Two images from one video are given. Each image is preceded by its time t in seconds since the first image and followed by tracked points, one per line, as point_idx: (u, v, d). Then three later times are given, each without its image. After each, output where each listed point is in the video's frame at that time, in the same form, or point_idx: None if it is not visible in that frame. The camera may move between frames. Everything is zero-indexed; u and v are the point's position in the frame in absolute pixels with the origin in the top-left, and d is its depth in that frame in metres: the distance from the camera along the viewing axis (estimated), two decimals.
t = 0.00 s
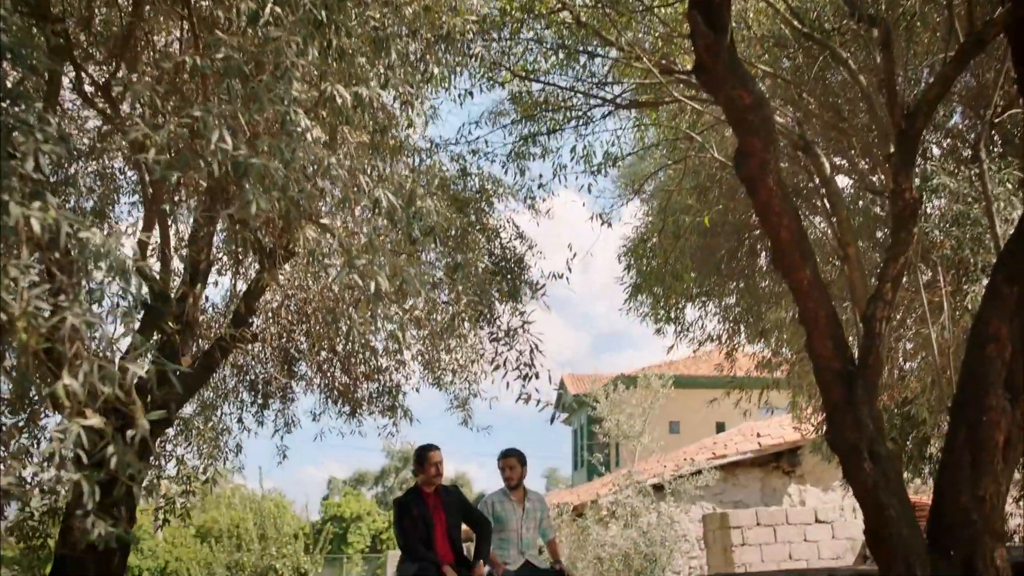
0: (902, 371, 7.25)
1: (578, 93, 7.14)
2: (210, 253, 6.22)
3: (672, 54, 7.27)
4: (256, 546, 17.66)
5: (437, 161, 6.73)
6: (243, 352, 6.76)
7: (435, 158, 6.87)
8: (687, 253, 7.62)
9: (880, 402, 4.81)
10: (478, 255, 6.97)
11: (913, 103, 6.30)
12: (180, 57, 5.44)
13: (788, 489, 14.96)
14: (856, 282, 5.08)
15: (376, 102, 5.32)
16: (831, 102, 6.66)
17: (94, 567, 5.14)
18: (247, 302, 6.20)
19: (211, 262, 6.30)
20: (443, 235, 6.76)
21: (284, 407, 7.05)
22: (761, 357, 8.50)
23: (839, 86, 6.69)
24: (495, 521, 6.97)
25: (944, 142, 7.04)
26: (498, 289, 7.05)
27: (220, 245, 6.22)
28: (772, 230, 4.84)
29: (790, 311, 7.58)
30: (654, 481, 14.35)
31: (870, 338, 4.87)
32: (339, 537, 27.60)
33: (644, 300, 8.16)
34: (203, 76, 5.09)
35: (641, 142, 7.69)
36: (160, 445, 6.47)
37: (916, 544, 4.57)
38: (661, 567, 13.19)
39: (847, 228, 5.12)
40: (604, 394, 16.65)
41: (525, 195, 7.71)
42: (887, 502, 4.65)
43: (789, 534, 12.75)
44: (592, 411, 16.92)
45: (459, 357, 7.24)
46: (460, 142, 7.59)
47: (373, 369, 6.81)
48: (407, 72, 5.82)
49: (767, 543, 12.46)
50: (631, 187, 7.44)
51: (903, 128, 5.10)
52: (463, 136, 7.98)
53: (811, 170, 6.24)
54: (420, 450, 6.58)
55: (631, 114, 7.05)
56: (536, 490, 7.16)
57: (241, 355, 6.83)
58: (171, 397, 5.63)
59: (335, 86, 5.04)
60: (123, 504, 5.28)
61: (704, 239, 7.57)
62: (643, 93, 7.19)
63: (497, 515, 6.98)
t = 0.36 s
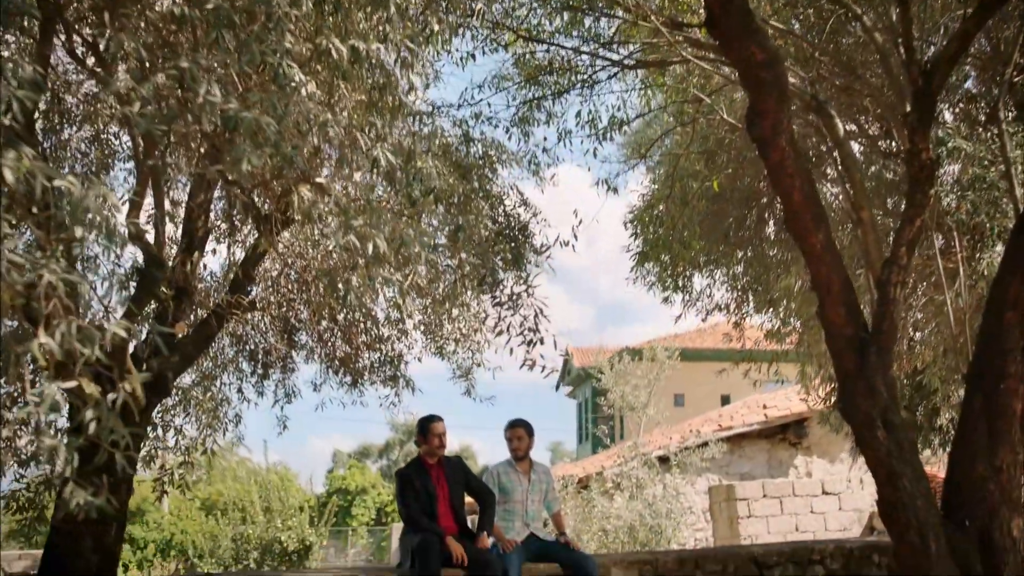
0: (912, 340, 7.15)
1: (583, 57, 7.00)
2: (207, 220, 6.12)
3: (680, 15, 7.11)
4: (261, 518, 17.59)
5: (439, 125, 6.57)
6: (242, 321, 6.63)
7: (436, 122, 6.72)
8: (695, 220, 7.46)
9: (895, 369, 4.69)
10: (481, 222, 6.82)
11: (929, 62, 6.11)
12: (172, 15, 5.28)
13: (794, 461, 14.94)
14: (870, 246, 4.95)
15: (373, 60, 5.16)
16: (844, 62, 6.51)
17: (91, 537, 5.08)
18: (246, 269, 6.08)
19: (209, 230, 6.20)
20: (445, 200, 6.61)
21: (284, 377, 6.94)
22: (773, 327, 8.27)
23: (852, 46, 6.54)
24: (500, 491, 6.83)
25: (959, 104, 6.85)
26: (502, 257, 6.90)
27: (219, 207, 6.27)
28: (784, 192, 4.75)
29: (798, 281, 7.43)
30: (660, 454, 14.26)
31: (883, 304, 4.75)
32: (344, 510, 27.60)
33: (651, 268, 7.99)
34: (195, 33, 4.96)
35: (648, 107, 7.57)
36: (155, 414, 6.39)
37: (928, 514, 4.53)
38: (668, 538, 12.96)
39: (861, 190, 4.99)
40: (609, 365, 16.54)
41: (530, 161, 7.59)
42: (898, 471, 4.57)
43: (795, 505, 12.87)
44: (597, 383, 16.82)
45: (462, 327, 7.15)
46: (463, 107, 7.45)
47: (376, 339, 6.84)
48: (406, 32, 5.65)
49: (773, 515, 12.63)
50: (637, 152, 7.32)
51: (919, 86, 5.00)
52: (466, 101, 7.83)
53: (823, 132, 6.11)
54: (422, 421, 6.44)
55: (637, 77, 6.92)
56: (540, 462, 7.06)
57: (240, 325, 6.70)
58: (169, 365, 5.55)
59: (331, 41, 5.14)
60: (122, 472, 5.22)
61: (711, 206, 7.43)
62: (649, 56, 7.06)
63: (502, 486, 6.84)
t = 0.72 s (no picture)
0: (925, 311, 7.05)
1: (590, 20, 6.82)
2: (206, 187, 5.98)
3: None
4: (268, 493, 17.57)
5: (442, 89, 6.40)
6: (242, 292, 6.50)
7: (439, 86, 6.54)
8: (704, 188, 7.28)
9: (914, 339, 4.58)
10: (487, 189, 6.66)
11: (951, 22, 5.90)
12: None
13: (803, 435, 14.88)
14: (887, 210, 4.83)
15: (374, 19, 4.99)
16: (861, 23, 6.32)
17: (90, 509, 5.01)
18: (244, 237, 5.92)
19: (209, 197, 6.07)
20: (450, 167, 6.46)
21: (286, 348, 6.83)
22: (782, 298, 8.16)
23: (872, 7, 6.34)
24: (507, 464, 6.74)
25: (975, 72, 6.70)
26: (508, 226, 6.75)
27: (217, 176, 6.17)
28: (798, 153, 4.61)
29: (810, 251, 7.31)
30: (668, 427, 14.15)
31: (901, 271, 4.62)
32: (351, 484, 27.61)
33: (659, 237, 7.85)
34: None
35: (656, 72, 7.38)
36: (153, 385, 6.27)
37: (946, 487, 4.50)
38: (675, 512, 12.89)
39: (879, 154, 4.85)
40: (616, 338, 16.39)
41: (536, 128, 7.43)
42: (914, 441, 4.49)
43: (804, 480, 12.82)
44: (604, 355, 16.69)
45: (467, 298, 7.02)
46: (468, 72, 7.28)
47: (378, 309, 6.76)
48: None
49: (782, 489, 12.65)
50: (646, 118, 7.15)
51: (942, 45, 4.82)
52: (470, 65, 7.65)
53: (839, 95, 5.95)
54: (427, 393, 6.34)
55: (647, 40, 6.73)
56: (548, 435, 6.95)
57: (241, 296, 6.57)
58: (168, 336, 5.45)
59: None
60: (121, 445, 5.13)
61: (722, 173, 7.26)
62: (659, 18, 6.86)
63: (509, 459, 6.75)
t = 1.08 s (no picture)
0: (940, 286, 6.90)
1: None
2: (204, 160, 5.84)
3: None
4: (273, 473, 17.57)
5: (444, 59, 6.25)
6: (242, 268, 6.36)
7: (440, 56, 6.39)
8: (714, 159, 7.11)
9: (929, 315, 4.65)
10: (492, 161, 6.50)
11: None
12: None
13: (811, 413, 14.79)
14: (904, 177, 4.80)
15: None
16: None
17: (86, 488, 4.90)
18: (243, 212, 5.80)
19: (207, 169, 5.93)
20: (454, 138, 6.32)
21: (287, 324, 6.73)
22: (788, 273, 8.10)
23: None
24: (511, 442, 6.61)
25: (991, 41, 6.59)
26: (513, 200, 6.60)
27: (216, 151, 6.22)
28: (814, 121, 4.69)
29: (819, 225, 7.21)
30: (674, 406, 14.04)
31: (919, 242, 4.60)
32: (356, 463, 27.61)
33: (667, 211, 7.72)
34: None
35: (664, 41, 7.23)
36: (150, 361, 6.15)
37: (963, 464, 4.65)
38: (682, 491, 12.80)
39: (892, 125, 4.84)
40: (622, 315, 16.24)
41: (541, 99, 7.28)
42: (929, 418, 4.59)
43: (812, 458, 12.78)
44: (610, 334, 16.56)
45: (471, 272, 6.93)
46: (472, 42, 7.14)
47: (381, 285, 6.70)
48: None
49: (790, 467, 12.61)
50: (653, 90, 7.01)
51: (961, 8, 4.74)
52: (474, 35, 7.48)
53: (854, 62, 5.78)
54: (431, 371, 6.21)
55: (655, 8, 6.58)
56: (553, 414, 6.83)
57: (241, 271, 6.43)
58: (164, 311, 5.31)
59: None
60: (118, 422, 5.02)
61: (732, 144, 7.08)
62: None
63: (514, 436, 6.62)
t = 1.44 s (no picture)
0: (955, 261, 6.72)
1: None
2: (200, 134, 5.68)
3: None
4: (278, 454, 17.57)
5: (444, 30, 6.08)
6: (240, 245, 6.23)
7: (441, 27, 6.21)
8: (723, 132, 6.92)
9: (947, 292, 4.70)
10: (494, 135, 6.34)
11: None
12: None
13: (818, 395, 14.64)
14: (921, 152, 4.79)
15: None
16: None
17: (80, 468, 4.79)
18: (239, 186, 5.62)
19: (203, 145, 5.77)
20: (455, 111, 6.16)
21: (287, 302, 6.59)
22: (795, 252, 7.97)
23: None
24: (516, 423, 6.51)
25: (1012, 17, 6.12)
26: (516, 175, 6.45)
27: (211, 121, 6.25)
28: (830, 87, 4.73)
29: (827, 202, 7.04)
30: (680, 387, 13.93)
31: (936, 215, 4.67)
32: (361, 445, 27.60)
33: (674, 186, 7.56)
34: None
35: (672, 13, 7.05)
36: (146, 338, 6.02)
37: (981, 445, 4.77)
38: (689, 472, 12.68)
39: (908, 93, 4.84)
40: (628, 296, 16.08)
41: (545, 72, 7.11)
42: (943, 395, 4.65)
43: (820, 439, 12.64)
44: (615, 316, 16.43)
45: (474, 248, 6.87)
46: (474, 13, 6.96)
47: (382, 263, 6.56)
48: None
49: (797, 448, 12.50)
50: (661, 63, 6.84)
51: None
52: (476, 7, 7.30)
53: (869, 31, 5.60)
54: (434, 350, 6.08)
55: None
56: (558, 394, 6.72)
57: (239, 248, 6.29)
58: (158, 288, 5.17)
59: None
60: (112, 401, 4.92)
61: (741, 118, 6.85)
62: None
63: (518, 417, 6.51)
